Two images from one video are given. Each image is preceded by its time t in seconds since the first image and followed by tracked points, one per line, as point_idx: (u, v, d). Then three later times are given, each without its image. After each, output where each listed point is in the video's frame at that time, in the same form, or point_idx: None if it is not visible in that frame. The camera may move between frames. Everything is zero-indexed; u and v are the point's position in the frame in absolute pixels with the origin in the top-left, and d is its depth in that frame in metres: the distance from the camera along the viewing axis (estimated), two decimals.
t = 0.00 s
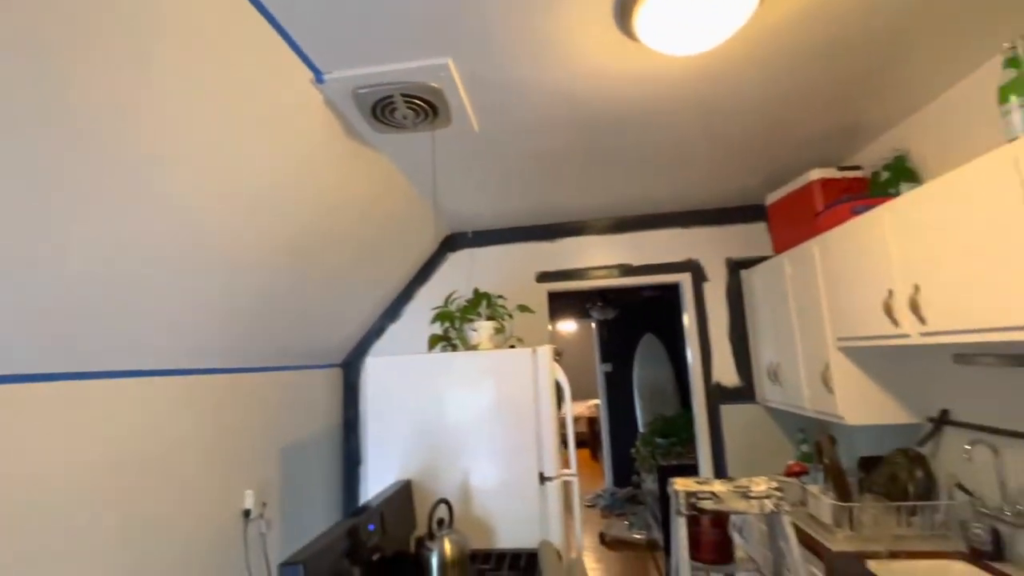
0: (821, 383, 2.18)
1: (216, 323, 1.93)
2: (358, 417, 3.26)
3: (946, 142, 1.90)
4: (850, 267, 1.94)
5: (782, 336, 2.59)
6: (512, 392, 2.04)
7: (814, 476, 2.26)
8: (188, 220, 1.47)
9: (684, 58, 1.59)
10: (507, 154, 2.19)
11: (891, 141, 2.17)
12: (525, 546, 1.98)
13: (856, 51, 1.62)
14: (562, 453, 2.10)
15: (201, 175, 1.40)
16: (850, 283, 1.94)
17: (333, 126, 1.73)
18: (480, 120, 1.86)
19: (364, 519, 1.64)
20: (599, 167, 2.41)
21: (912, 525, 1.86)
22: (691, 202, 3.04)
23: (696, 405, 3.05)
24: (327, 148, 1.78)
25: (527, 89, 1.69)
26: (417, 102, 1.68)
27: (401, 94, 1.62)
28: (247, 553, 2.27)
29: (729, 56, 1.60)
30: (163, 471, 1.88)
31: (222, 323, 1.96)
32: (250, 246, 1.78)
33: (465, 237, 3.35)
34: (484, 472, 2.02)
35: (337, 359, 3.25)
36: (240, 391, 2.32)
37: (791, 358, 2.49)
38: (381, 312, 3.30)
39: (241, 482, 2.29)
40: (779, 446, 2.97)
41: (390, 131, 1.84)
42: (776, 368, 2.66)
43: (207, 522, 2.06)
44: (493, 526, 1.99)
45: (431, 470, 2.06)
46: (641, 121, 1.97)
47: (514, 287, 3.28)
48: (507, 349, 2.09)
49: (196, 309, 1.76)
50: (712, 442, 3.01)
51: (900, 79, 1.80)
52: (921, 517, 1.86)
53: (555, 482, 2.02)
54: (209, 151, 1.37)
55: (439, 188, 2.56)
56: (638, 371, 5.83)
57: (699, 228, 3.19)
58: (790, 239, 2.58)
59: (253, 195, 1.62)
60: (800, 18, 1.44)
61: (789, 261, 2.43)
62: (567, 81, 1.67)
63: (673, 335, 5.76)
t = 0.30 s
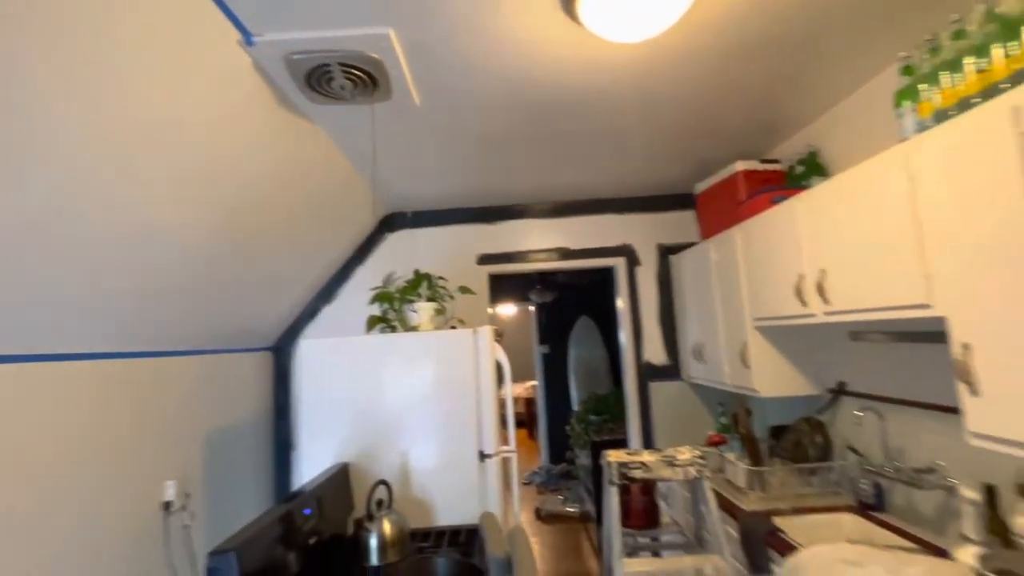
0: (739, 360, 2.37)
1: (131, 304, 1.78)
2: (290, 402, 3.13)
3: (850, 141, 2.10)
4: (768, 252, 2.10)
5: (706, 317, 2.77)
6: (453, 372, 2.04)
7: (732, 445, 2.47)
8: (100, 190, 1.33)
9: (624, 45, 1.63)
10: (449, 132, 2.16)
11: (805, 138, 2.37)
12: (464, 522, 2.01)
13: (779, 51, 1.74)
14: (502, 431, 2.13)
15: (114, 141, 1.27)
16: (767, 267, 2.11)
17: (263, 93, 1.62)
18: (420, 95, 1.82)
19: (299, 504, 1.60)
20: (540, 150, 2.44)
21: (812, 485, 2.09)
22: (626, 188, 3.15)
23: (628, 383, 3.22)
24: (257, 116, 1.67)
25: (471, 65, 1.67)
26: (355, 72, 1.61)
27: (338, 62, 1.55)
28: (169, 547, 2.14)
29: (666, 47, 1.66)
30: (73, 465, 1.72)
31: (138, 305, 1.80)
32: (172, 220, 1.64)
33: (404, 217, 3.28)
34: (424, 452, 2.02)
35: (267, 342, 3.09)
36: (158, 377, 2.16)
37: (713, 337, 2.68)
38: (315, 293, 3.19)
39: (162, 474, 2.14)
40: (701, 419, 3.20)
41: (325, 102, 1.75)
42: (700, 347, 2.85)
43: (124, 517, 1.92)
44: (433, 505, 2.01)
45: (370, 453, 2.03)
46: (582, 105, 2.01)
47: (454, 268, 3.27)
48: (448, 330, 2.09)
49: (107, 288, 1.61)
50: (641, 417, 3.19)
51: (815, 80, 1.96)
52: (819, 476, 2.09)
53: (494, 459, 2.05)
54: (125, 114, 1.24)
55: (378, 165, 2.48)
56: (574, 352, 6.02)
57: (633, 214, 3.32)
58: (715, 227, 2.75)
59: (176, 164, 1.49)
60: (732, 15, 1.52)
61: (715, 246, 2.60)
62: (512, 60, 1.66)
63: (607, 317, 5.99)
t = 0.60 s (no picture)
0: (683, 342, 2.50)
1: (53, 281, 1.65)
2: (235, 388, 3.03)
3: (787, 137, 2.24)
4: (709, 240, 2.23)
5: (652, 302, 2.90)
6: (408, 355, 2.05)
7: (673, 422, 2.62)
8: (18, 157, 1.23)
9: (579, 34, 1.67)
10: (404, 113, 2.13)
11: (746, 133, 2.50)
12: (419, 503, 2.03)
13: (724, 49, 1.83)
14: (456, 413, 2.16)
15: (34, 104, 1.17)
16: (710, 254, 2.23)
17: (207, 63, 1.54)
18: (376, 75, 1.79)
19: (249, 488, 1.57)
20: (496, 135, 2.46)
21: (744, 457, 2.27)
22: (580, 176, 3.22)
23: (579, 365, 3.32)
24: (200, 88, 1.59)
25: (427, 46, 1.66)
26: (308, 48, 1.56)
27: (290, 36, 1.50)
28: (105, 540, 2.04)
29: (619, 39, 1.71)
30: None
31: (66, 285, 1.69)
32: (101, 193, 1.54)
33: (357, 199, 3.22)
34: (379, 435, 2.02)
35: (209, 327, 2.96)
36: (86, 361, 2.03)
37: (659, 322, 2.81)
38: (262, 276, 3.07)
39: (94, 464, 2.03)
40: (647, 400, 3.36)
41: (275, 77, 1.68)
42: (647, 331, 2.99)
43: (52, 510, 1.81)
44: (387, 487, 2.02)
45: (322, 436, 2.01)
46: (538, 92, 2.04)
47: (408, 252, 3.24)
48: (403, 313, 2.08)
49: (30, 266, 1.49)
50: (590, 398, 3.33)
51: (756, 78, 2.07)
52: (752, 450, 2.26)
53: (449, 440, 2.08)
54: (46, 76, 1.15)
55: (330, 145, 2.41)
56: (527, 338, 6.13)
57: (586, 202, 3.40)
58: (663, 216, 2.87)
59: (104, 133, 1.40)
60: (681, 11, 1.59)
61: (662, 234, 2.72)
62: (468, 42, 1.66)
63: (560, 303, 6.12)
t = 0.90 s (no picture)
0: (651, 337, 2.57)
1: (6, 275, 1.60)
2: (204, 382, 2.98)
3: (750, 137, 2.31)
4: (676, 237, 2.29)
5: (623, 297, 2.96)
6: (378, 349, 2.06)
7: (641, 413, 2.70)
8: None
9: (548, 32, 1.69)
10: (375, 107, 2.12)
11: (713, 132, 2.56)
12: (387, 496, 2.05)
13: (689, 51, 1.87)
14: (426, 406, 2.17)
15: None
16: (676, 250, 2.29)
17: (169, 52, 1.51)
18: (346, 67, 1.78)
19: (213, 483, 1.56)
20: (469, 130, 2.47)
21: (706, 447, 2.36)
22: (553, 172, 3.25)
23: (552, 358, 3.37)
24: (162, 77, 1.55)
25: (397, 40, 1.65)
26: (275, 40, 1.55)
27: (255, 28, 1.48)
28: (65, 537, 2.00)
29: (588, 38, 1.74)
30: None
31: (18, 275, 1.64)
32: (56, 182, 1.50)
33: (330, 192, 3.19)
34: (348, 428, 2.03)
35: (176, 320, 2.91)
36: (44, 355, 1.98)
37: (629, 316, 2.87)
38: (232, 269, 3.03)
39: (52, 460, 1.98)
40: (618, 392, 3.43)
41: (240, 67, 1.66)
42: (618, 325, 3.05)
43: (8, 507, 1.77)
44: (356, 480, 2.03)
45: (289, 430, 2.01)
46: (509, 88, 2.06)
47: (382, 246, 3.23)
48: (373, 307, 2.09)
49: None
50: (563, 391, 3.39)
51: (720, 79, 2.12)
52: (714, 440, 2.37)
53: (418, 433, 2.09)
54: None
55: (301, 137, 2.39)
56: (504, 331, 6.17)
57: (560, 198, 3.44)
58: (634, 212, 2.93)
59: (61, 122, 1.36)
60: (647, 13, 1.62)
61: (632, 231, 2.77)
62: (437, 38, 1.66)
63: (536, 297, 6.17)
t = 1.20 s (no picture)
0: (650, 339, 2.51)
1: None
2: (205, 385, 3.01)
3: (748, 134, 2.24)
4: (673, 237, 2.23)
5: (623, 298, 2.91)
6: (368, 352, 2.04)
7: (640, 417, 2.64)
8: None
9: (532, 30, 1.66)
10: (365, 109, 2.12)
11: (713, 129, 2.50)
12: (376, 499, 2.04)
13: (681, 46, 1.82)
14: (416, 409, 2.16)
15: None
16: (674, 251, 2.23)
17: (152, 56, 1.52)
18: (331, 69, 1.77)
19: (196, 485, 1.57)
20: (463, 131, 2.45)
21: (706, 453, 2.29)
22: (553, 172, 3.22)
23: (553, 361, 3.33)
24: (146, 82, 1.56)
25: (380, 41, 1.64)
26: (256, 43, 1.55)
27: (236, 30, 1.48)
28: (60, 538, 2.02)
29: (574, 35, 1.70)
30: None
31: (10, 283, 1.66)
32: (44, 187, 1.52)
33: (330, 195, 3.20)
34: (337, 431, 2.02)
35: (178, 323, 2.95)
36: (42, 357, 2.01)
37: (629, 318, 2.82)
38: (233, 272, 3.05)
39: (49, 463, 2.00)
40: (621, 396, 3.37)
41: (224, 71, 1.66)
42: (618, 327, 3.00)
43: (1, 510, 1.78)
44: (345, 483, 2.02)
45: (280, 432, 2.00)
46: (498, 88, 2.04)
47: (381, 248, 3.23)
48: (364, 310, 2.08)
49: None
50: (563, 394, 3.34)
51: (716, 76, 2.07)
52: (714, 445, 2.29)
53: (408, 436, 2.08)
54: None
55: (296, 140, 2.40)
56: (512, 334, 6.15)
57: (561, 198, 3.40)
58: (633, 212, 2.87)
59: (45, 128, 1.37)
60: (633, 7, 1.57)
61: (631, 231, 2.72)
62: (420, 37, 1.64)
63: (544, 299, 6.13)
